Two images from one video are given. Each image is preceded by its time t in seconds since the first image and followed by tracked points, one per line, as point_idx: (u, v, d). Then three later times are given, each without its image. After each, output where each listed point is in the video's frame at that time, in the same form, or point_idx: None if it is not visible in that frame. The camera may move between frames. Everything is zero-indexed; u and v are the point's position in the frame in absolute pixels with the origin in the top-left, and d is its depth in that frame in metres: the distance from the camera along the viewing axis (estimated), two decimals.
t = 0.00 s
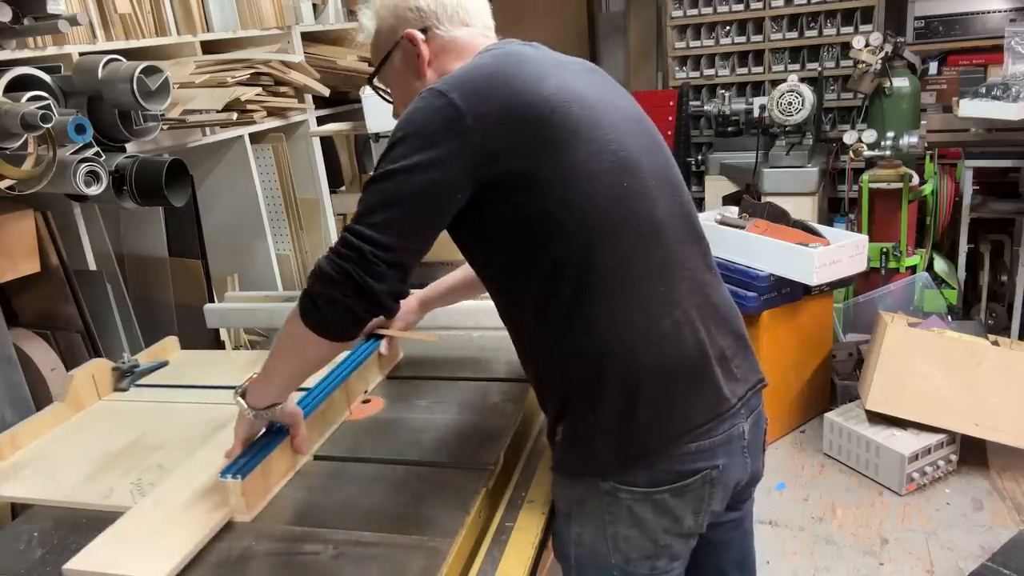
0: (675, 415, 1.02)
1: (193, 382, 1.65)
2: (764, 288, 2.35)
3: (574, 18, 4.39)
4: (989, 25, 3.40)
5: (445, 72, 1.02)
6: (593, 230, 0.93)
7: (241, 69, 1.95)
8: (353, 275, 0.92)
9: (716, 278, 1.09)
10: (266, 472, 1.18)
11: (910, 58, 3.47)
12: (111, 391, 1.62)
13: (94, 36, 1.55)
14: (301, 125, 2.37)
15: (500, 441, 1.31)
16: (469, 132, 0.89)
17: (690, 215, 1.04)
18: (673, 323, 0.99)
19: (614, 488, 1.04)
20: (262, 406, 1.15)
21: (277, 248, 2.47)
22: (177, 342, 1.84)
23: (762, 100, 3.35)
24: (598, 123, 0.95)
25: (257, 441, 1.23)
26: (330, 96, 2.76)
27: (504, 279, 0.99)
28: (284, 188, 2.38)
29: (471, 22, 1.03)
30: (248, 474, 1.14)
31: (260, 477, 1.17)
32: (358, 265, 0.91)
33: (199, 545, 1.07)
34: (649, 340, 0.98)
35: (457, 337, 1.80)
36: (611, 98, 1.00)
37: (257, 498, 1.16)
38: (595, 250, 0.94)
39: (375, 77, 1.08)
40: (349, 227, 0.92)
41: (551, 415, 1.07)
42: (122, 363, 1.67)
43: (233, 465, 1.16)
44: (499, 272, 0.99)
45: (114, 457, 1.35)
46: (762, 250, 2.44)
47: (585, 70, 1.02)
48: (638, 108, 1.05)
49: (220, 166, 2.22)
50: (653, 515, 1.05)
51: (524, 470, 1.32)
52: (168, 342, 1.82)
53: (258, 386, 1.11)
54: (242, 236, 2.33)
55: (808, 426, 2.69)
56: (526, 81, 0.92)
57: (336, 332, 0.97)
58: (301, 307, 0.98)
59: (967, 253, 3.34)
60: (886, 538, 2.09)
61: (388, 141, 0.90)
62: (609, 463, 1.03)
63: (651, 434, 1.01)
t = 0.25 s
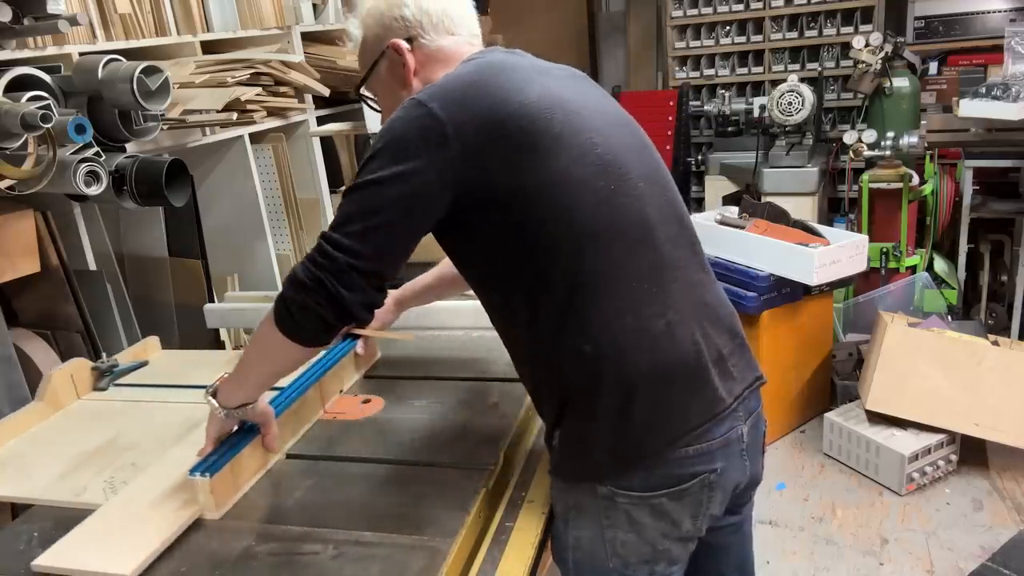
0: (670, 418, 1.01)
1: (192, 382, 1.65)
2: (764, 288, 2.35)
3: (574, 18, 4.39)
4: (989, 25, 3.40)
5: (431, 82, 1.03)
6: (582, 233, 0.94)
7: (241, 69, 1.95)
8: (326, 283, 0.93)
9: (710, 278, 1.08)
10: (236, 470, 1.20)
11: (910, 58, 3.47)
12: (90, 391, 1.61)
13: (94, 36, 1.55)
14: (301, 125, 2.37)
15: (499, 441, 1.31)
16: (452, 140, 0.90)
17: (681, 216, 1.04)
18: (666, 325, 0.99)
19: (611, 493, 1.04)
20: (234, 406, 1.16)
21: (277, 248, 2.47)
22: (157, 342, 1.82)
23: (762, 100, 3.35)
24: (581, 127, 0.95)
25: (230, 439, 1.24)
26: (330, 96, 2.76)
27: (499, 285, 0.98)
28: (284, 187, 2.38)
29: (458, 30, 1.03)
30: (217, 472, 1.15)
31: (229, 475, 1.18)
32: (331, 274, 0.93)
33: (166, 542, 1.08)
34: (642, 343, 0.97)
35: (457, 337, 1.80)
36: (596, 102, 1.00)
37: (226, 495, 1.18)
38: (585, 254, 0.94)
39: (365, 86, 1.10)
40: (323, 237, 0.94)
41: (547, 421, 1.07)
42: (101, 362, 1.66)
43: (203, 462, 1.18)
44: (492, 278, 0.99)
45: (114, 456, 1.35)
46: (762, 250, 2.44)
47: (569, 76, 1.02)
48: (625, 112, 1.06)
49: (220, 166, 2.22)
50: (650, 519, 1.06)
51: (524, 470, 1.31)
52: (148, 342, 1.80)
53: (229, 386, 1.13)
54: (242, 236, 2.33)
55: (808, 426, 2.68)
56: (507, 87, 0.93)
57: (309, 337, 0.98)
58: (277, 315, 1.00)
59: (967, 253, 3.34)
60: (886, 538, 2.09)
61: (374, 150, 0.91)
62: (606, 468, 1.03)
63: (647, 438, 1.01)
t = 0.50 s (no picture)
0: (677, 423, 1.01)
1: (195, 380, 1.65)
2: (764, 288, 2.36)
3: (574, 18, 4.38)
4: (989, 25, 3.40)
5: (417, 90, 1.01)
6: (579, 240, 0.93)
7: (241, 69, 1.95)
8: (299, 293, 0.96)
9: (710, 278, 1.08)
10: (200, 467, 1.22)
11: (910, 58, 3.47)
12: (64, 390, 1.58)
13: (94, 36, 1.55)
14: (301, 125, 2.38)
15: (499, 442, 1.31)
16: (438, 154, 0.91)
17: (679, 218, 1.04)
18: (668, 330, 0.98)
19: (623, 500, 1.03)
20: (205, 404, 1.19)
21: (277, 248, 2.47)
22: (133, 343, 1.77)
23: (762, 100, 3.35)
24: (570, 132, 0.95)
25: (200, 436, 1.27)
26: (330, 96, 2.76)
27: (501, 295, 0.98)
28: (284, 188, 2.38)
29: (446, 37, 1.01)
30: (181, 467, 1.18)
31: (194, 469, 1.20)
32: (308, 287, 0.95)
33: (127, 536, 1.11)
34: (645, 349, 0.97)
35: (456, 337, 1.80)
36: (583, 107, 1.00)
37: (188, 490, 1.20)
38: (583, 261, 0.94)
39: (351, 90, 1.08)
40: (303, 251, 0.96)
41: (554, 431, 1.07)
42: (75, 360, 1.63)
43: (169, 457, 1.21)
44: (493, 287, 0.98)
45: (113, 455, 1.34)
46: (762, 251, 2.44)
47: (555, 82, 1.02)
48: (616, 114, 1.05)
49: (220, 166, 2.22)
50: (663, 526, 1.06)
51: (525, 470, 1.31)
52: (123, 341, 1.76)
53: (201, 386, 1.16)
54: (242, 235, 2.33)
55: (808, 426, 2.69)
56: (490, 96, 0.93)
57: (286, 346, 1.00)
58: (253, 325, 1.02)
59: (967, 253, 3.34)
60: (886, 539, 2.09)
61: (364, 164, 0.91)
62: (614, 475, 1.03)
63: (654, 444, 1.01)
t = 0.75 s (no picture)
0: (707, 428, 1.01)
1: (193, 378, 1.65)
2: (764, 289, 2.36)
3: (575, 18, 4.38)
4: (989, 25, 3.40)
5: (437, 85, 1.02)
6: (605, 245, 0.93)
7: (241, 69, 1.95)
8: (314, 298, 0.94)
9: (741, 278, 1.07)
10: (214, 468, 1.21)
11: (910, 58, 3.47)
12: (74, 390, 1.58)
13: (94, 36, 1.55)
14: (301, 125, 2.38)
15: (499, 441, 1.31)
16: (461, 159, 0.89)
17: (705, 219, 1.03)
18: (697, 334, 0.98)
19: (656, 505, 1.03)
20: (220, 406, 1.18)
21: (277, 248, 2.47)
22: (143, 342, 1.78)
23: (762, 100, 3.35)
24: (591, 134, 0.94)
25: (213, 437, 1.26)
26: (330, 96, 2.76)
27: (530, 300, 0.97)
28: (284, 188, 2.38)
29: (468, 32, 1.01)
30: (195, 469, 1.17)
31: (208, 471, 1.20)
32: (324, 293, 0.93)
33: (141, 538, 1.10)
34: (674, 354, 0.97)
35: (456, 337, 1.80)
36: (603, 107, 0.99)
37: (203, 492, 1.19)
38: (610, 266, 0.93)
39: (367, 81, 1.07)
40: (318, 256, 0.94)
41: (584, 435, 1.07)
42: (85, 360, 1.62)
43: (183, 459, 1.20)
44: (514, 292, 0.97)
45: (113, 457, 1.35)
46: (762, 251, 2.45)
47: (572, 80, 1.01)
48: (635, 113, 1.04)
49: (220, 165, 2.22)
50: (695, 532, 1.06)
51: (525, 469, 1.31)
52: (132, 341, 1.77)
53: (218, 387, 1.15)
54: (242, 235, 2.33)
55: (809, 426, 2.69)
56: (509, 97, 0.92)
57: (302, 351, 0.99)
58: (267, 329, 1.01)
59: (967, 253, 3.34)
60: (886, 539, 2.09)
61: (382, 167, 0.90)
62: (645, 481, 1.03)
63: (687, 450, 1.01)
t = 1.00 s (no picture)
0: (715, 425, 1.00)
1: (195, 382, 1.66)
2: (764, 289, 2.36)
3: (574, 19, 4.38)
4: (989, 25, 3.40)
5: (481, 48, 0.98)
6: (644, 236, 0.91)
7: (241, 69, 1.95)
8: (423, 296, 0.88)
9: (758, 276, 1.07)
10: (328, 474, 1.17)
11: (910, 58, 3.47)
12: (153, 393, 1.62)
13: (94, 36, 1.55)
14: (301, 125, 2.38)
15: (499, 441, 1.32)
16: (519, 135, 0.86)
17: (734, 214, 1.02)
18: (712, 330, 0.98)
19: (651, 496, 1.03)
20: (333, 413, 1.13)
21: (277, 248, 2.47)
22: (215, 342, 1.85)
23: (762, 100, 3.35)
24: (647, 122, 0.92)
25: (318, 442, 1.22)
26: (330, 96, 2.76)
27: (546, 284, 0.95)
28: (285, 188, 2.39)
29: None
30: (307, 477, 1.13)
31: (321, 478, 1.16)
32: (437, 289, 0.88)
33: (257, 555, 1.03)
34: (691, 349, 0.97)
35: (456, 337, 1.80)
36: (660, 92, 0.96)
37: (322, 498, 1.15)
38: (644, 258, 0.92)
39: (401, 50, 1.03)
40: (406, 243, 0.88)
41: (586, 420, 1.06)
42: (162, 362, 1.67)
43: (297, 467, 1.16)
44: (539, 273, 0.95)
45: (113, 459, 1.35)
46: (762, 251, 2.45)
47: (633, 59, 0.98)
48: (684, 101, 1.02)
49: (220, 165, 2.22)
50: (689, 524, 1.06)
51: (524, 469, 1.32)
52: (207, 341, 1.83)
53: (333, 392, 1.08)
54: (242, 235, 2.34)
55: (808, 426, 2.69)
56: (574, 78, 0.88)
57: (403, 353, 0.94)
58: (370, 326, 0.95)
59: (967, 253, 3.34)
60: (886, 538, 2.09)
61: (438, 131, 0.86)
62: (647, 471, 1.02)
63: (690, 444, 1.00)
